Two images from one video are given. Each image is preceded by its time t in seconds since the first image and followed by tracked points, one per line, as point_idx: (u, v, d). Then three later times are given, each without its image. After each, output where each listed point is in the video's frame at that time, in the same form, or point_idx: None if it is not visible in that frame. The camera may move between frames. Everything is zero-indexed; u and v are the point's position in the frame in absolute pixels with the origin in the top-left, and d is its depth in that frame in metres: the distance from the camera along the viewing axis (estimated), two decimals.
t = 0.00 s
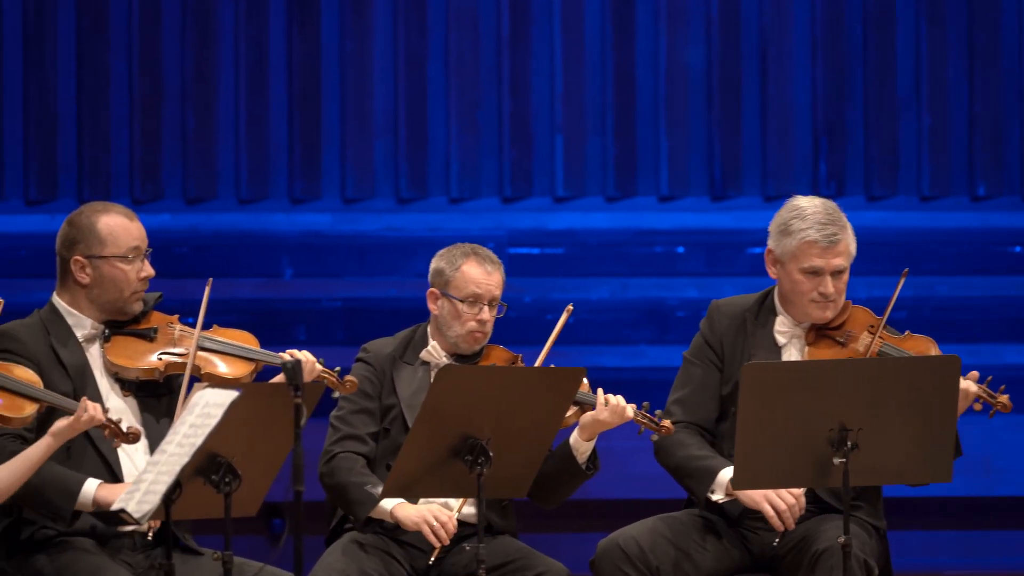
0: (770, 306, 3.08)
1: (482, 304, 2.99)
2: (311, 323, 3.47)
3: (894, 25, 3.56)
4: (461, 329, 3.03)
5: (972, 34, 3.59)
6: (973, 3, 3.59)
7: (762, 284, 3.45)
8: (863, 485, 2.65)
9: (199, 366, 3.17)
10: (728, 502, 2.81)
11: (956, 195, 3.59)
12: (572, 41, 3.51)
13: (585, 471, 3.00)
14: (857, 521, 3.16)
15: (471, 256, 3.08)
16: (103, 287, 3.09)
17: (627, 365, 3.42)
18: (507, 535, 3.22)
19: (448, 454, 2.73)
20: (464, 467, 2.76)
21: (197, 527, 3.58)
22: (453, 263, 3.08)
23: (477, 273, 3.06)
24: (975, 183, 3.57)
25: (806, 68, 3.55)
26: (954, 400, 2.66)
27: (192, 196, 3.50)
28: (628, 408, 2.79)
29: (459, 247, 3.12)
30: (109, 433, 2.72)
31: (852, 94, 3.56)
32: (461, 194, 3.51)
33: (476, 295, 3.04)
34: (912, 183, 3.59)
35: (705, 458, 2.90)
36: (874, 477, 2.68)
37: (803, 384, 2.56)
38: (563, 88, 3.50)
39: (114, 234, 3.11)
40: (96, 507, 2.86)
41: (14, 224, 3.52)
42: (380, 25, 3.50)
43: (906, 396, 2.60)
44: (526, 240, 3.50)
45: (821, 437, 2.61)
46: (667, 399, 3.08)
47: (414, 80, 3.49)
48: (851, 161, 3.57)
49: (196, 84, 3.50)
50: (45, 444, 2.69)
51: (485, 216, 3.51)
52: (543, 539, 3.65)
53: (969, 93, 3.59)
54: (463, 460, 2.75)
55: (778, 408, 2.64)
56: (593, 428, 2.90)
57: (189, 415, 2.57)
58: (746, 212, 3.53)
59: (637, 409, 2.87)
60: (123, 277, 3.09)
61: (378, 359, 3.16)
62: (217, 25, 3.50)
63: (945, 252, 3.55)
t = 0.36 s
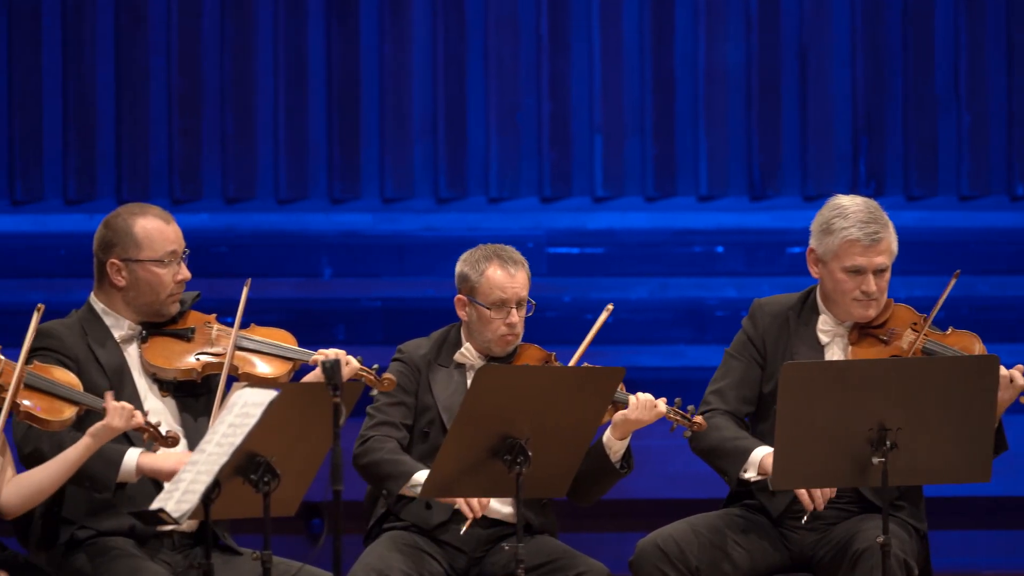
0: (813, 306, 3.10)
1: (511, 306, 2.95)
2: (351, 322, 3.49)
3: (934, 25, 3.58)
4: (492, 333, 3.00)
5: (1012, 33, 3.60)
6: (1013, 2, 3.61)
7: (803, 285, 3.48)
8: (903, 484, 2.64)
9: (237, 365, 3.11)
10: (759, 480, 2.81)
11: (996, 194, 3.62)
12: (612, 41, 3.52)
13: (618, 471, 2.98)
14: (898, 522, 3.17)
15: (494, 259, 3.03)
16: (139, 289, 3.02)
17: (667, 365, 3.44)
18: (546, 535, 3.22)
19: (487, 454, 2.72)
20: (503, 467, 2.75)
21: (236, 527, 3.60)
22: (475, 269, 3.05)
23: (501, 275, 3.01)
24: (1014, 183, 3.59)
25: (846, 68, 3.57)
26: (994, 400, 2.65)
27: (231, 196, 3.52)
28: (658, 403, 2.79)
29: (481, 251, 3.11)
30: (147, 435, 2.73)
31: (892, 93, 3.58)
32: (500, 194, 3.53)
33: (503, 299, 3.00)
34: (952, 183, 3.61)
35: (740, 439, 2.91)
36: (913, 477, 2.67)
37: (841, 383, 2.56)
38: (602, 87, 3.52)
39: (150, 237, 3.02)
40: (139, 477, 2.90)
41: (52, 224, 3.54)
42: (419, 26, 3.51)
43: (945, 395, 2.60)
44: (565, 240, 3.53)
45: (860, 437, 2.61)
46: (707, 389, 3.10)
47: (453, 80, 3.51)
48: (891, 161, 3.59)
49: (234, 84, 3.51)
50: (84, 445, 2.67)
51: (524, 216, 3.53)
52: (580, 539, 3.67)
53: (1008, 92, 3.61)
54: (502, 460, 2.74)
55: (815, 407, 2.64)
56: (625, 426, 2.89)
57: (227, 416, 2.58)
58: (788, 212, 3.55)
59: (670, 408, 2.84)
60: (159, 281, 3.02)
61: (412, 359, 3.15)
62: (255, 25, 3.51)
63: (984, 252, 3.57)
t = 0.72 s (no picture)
0: (843, 305, 3.08)
1: (527, 307, 2.95)
2: (388, 321, 3.56)
3: (968, 24, 3.64)
4: (511, 335, 3.00)
5: None
6: None
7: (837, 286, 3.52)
8: (936, 484, 2.61)
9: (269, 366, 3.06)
10: (772, 460, 2.78)
11: None
12: (645, 42, 3.59)
13: (634, 469, 3.00)
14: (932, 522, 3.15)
15: (507, 261, 3.04)
16: (173, 291, 2.98)
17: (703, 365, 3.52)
18: (579, 534, 3.19)
19: (521, 454, 2.68)
20: (536, 467, 2.71)
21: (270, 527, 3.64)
22: (489, 272, 3.05)
23: (515, 277, 3.02)
24: None
25: (879, 68, 3.63)
26: None
27: (266, 195, 3.59)
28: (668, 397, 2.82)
29: (494, 254, 3.10)
30: (184, 436, 2.73)
31: (926, 93, 3.63)
32: (535, 193, 3.59)
33: (519, 300, 3.00)
34: (986, 182, 3.66)
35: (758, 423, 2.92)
36: (946, 476, 2.65)
37: (878, 383, 2.52)
38: (637, 88, 3.59)
39: (184, 240, 2.99)
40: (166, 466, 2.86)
41: (88, 224, 3.60)
42: (454, 27, 3.58)
43: (981, 395, 2.56)
44: (599, 240, 3.59)
45: (894, 437, 2.58)
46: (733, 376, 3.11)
47: (488, 80, 3.57)
48: (925, 160, 3.64)
49: (269, 85, 3.57)
50: (113, 443, 2.60)
51: (559, 216, 3.60)
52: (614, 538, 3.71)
53: None
54: (536, 460, 2.70)
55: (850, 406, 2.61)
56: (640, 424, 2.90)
57: (262, 415, 2.49)
58: (822, 213, 3.61)
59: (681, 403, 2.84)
60: (193, 284, 2.98)
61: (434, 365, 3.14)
62: (290, 26, 3.57)
63: (1016, 251, 3.61)
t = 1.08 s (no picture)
0: (857, 307, 3.08)
1: (531, 309, 2.95)
2: (412, 321, 3.57)
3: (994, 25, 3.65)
4: (519, 339, 3.00)
5: None
6: None
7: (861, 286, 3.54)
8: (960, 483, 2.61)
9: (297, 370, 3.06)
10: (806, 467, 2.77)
11: None
12: (670, 42, 3.60)
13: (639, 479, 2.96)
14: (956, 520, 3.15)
15: (507, 266, 3.04)
16: (200, 292, 2.97)
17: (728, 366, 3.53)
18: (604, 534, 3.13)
19: (545, 454, 2.68)
20: (560, 467, 2.70)
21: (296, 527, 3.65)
22: (492, 278, 3.06)
23: (518, 281, 3.02)
24: None
25: (904, 68, 3.64)
26: None
27: (290, 196, 3.60)
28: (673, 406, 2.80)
29: (495, 258, 3.11)
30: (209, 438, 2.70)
31: (951, 93, 3.64)
32: (559, 193, 3.61)
33: (523, 304, 3.00)
34: (1011, 182, 3.66)
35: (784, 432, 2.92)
36: (970, 475, 2.65)
37: (902, 383, 2.52)
38: (661, 88, 3.60)
39: (212, 241, 2.97)
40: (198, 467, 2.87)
41: (110, 224, 3.61)
42: (478, 27, 3.59)
43: (1004, 394, 2.56)
44: (624, 240, 3.60)
45: (918, 436, 2.57)
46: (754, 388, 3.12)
47: (513, 81, 3.58)
48: (950, 161, 3.65)
49: (293, 85, 3.58)
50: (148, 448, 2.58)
51: (584, 216, 3.61)
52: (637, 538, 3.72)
53: None
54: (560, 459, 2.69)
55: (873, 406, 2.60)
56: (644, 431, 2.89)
57: (285, 415, 2.49)
58: (846, 212, 3.61)
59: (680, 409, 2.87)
60: (220, 285, 2.96)
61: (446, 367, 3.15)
62: (314, 26, 3.58)
63: None
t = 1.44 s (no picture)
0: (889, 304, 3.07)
1: (558, 314, 2.92)
2: (445, 321, 3.58)
3: None
4: (547, 343, 2.98)
5: None
6: None
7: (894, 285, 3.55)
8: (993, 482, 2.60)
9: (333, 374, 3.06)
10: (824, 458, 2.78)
11: None
12: (703, 41, 3.61)
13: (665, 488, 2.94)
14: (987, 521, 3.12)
15: (532, 271, 3.01)
16: (238, 294, 2.97)
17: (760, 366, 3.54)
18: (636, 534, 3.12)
19: (578, 453, 2.66)
20: (594, 467, 2.69)
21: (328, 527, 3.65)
22: (517, 283, 3.03)
23: (544, 286, 2.99)
24: None
25: (937, 67, 3.65)
26: None
27: (323, 195, 3.61)
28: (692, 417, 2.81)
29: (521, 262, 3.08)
30: (243, 436, 2.68)
31: (984, 92, 3.66)
32: (592, 193, 3.63)
33: (550, 309, 2.97)
34: None
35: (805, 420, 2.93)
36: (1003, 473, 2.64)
37: (935, 383, 2.51)
38: (694, 86, 3.61)
39: (251, 244, 2.97)
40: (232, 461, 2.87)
41: (143, 223, 3.62)
42: (513, 26, 3.60)
43: None
44: (657, 239, 3.61)
45: (950, 436, 2.56)
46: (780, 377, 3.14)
47: (546, 80, 3.61)
48: (983, 161, 3.67)
49: (327, 84, 3.59)
50: (181, 449, 2.58)
51: (618, 215, 3.62)
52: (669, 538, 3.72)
53: None
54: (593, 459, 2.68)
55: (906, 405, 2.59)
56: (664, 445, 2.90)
57: (319, 414, 2.46)
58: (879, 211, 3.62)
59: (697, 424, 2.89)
60: (259, 289, 2.97)
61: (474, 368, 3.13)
62: (347, 25, 3.59)
63: None
